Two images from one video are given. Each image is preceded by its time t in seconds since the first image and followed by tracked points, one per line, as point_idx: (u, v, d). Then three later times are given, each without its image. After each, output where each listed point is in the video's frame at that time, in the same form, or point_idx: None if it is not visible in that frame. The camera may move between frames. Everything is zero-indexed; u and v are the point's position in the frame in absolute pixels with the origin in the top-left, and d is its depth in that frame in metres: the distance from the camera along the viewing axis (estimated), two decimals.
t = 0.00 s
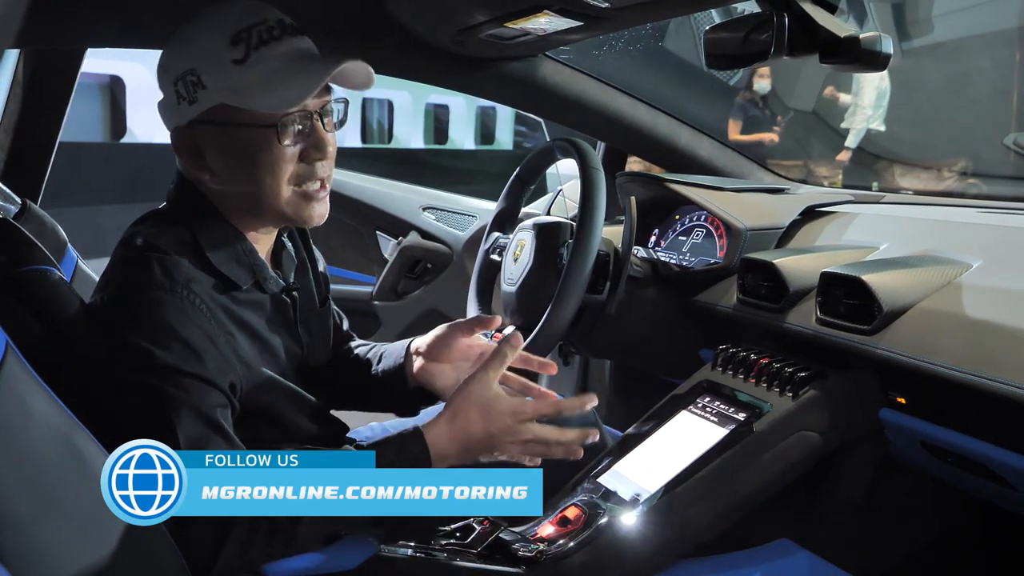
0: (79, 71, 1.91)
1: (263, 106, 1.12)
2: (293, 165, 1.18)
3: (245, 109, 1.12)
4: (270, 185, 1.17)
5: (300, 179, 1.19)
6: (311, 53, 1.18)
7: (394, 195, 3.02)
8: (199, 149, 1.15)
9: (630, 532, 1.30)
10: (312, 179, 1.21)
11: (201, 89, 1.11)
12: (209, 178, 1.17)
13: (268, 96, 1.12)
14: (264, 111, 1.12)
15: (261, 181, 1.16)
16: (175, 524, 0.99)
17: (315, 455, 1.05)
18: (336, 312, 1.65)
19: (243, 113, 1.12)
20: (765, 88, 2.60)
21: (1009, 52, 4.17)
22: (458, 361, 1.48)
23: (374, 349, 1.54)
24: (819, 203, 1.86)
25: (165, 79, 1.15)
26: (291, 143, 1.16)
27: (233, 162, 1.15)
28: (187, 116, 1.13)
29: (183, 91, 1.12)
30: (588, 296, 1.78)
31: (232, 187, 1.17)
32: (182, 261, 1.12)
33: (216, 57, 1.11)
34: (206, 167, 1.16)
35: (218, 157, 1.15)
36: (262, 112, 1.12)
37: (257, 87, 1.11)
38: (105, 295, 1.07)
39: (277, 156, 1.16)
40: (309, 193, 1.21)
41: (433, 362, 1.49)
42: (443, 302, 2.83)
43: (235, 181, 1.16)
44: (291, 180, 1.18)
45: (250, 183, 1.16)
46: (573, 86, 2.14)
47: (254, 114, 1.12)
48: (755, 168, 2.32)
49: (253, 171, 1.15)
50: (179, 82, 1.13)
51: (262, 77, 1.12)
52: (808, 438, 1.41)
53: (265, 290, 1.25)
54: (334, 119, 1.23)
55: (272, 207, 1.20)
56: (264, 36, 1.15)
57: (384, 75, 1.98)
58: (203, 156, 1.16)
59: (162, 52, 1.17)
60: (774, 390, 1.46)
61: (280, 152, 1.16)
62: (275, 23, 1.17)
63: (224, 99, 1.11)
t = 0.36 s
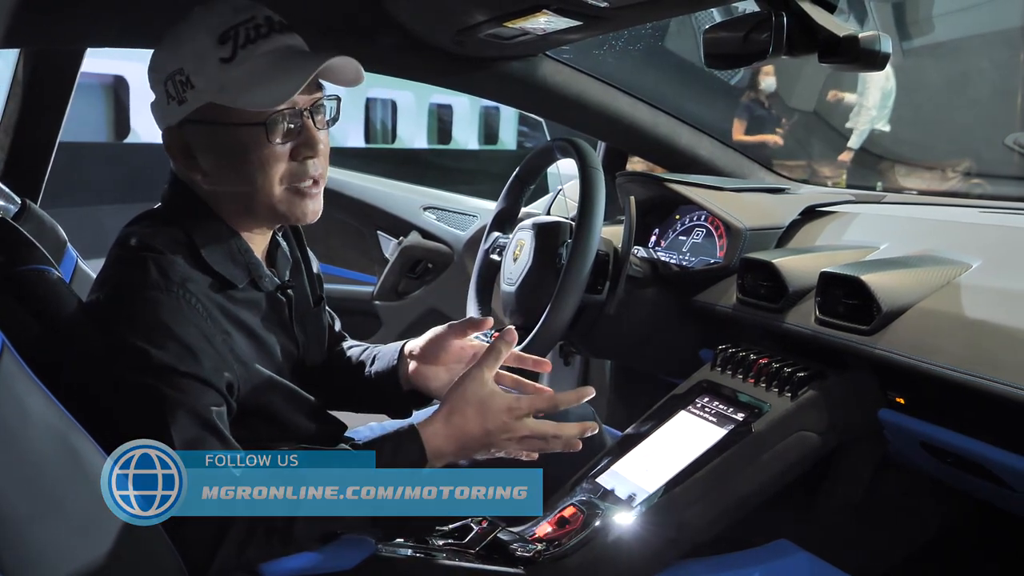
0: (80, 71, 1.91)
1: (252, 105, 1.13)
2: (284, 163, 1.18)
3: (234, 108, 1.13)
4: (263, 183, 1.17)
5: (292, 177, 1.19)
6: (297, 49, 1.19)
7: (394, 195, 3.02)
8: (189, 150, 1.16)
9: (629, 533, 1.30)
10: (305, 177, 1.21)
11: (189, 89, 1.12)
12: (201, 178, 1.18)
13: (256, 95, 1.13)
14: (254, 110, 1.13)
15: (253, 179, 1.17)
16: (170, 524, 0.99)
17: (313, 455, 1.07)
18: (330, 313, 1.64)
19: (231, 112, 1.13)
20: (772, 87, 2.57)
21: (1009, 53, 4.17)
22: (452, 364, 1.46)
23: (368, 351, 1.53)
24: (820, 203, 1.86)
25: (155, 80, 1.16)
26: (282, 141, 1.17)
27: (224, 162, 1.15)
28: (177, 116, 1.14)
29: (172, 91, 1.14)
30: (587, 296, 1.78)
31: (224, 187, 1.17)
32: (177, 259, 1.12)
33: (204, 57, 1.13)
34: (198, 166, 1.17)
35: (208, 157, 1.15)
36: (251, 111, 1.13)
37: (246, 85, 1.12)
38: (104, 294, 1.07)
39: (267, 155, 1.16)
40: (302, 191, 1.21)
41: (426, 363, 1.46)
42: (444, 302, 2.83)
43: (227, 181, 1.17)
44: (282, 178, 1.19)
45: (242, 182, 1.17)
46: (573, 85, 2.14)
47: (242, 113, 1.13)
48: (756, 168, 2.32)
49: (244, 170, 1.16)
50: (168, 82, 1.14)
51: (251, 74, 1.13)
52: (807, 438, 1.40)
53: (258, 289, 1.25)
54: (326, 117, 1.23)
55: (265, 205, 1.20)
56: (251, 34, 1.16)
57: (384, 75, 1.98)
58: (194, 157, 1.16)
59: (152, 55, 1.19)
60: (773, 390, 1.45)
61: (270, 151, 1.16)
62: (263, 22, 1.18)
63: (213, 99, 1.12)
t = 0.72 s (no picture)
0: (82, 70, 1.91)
1: (301, 129, 1.14)
2: (312, 186, 1.19)
3: (279, 129, 1.13)
4: (289, 202, 1.17)
5: (314, 199, 1.20)
6: (344, 82, 1.23)
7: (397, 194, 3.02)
8: (218, 157, 1.15)
9: (630, 532, 1.29)
10: (323, 199, 1.22)
11: (236, 101, 1.11)
12: (224, 185, 1.17)
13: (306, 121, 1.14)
14: (301, 134, 1.14)
15: (279, 197, 1.17)
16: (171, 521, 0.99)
17: (315, 456, 1.07)
18: (340, 290, 1.62)
19: (274, 131, 1.13)
20: (776, 87, 2.56)
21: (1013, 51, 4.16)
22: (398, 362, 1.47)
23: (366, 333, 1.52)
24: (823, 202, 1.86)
25: (191, 81, 1.13)
26: (316, 166, 1.18)
27: (257, 176, 1.15)
28: (216, 124, 1.12)
29: (215, 99, 1.12)
30: (589, 295, 1.78)
31: (247, 197, 1.17)
32: (177, 257, 1.11)
33: (258, 73, 1.12)
34: (225, 173, 1.16)
35: (240, 167, 1.15)
36: (298, 135, 1.14)
37: (297, 108, 1.14)
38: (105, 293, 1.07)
39: (300, 177, 1.17)
40: (319, 212, 1.22)
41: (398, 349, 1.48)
42: (447, 302, 2.83)
43: (253, 192, 1.16)
44: (308, 199, 1.19)
45: (268, 197, 1.16)
46: (576, 85, 2.14)
47: (286, 134, 1.14)
48: (759, 168, 2.29)
49: (273, 185, 1.16)
50: (210, 88, 1.12)
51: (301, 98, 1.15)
52: (810, 438, 1.40)
53: (259, 288, 1.24)
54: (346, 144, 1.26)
55: (281, 223, 1.19)
56: (301, 59, 1.18)
57: (386, 74, 1.98)
58: (222, 164, 1.16)
59: (188, 52, 1.15)
60: (776, 390, 1.45)
61: (303, 174, 1.17)
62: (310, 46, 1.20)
63: (261, 116, 1.12)
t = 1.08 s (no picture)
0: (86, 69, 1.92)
1: (297, 128, 1.13)
2: (311, 185, 1.20)
3: (275, 129, 1.13)
4: (287, 200, 1.17)
5: (314, 198, 1.21)
6: (342, 80, 1.22)
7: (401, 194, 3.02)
8: (216, 158, 1.15)
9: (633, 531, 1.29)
10: (323, 198, 1.23)
11: (232, 103, 1.11)
12: (223, 186, 1.17)
13: (303, 121, 1.14)
14: (297, 134, 1.14)
15: (277, 196, 1.17)
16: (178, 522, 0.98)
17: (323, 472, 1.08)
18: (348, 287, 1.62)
19: (271, 131, 1.13)
20: (783, 87, 2.54)
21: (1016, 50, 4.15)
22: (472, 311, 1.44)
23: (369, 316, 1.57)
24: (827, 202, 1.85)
25: (188, 82, 1.14)
26: (314, 165, 1.18)
27: (254, 176, 1.15)
28: (213, 125, 1.12)
29: (212, 101, 1.12)
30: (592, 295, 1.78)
31: (245, 197, 1.17)
32: (180, 256, 1.11)
33: (254, 73, 1.12)
34: (222, 174, 1.16)
35: (237, 168, 1.15)
36: (295, 135, 1.14)
37: (293, 108, 1.14)
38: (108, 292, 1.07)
39: (297, 177, 1.17)
40: (320, 211, 1.23)
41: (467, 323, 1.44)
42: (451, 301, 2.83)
43: (251, 193, 1.16)
44: (308, 198, 1.20)
45: (266, 197, 1.17)
46: (580, 85, 2.14)
47: (282, 134, 1.14)
48: (764, 167, 2.29)
49: (271, 185, 1.16)
50: (208, 91, 1.12)
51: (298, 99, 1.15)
52: (812, 438, 1.38)
53: (263, 287, 1.24)
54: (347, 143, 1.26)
55: (281, 221, 1.20)
56: (298, 58, 1.17)
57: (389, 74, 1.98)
58: (220, 165, 1.16)
59: (184, 53, 1.15)
60: (779, 390, 1.44)
61: (302, 173, 1.17)
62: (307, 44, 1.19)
63: (257, 117, 1.12)
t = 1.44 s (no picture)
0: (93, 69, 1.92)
1: (268, 106, 1.11)
2: (297, 165, 1.17)
3: (246, 108, 1.11)
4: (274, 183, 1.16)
5: (304, 179, 1.18)
6: (313, 52, 1.19)
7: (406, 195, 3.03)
8: (201, 151, 1.15)
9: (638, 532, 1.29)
10: (315, 179, 1.20)
11: (202, 89, 1.11)
12: (215, 180, 1.17)
13: (273, 96, 1.12)
14: (266, 110, 1.12)
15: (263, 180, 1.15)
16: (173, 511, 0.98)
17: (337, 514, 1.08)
18: (347, 304, 1.62)
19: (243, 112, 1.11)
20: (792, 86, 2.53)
21: (1023, 50, 4.12)
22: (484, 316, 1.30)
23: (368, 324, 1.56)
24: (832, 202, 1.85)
25: (169, 79, 1.15)
26: (295, 143, 1.15)
27: (235, 162, 1.14)
28: (191, 115, 1.12)
29: (186, 92, 1.12)
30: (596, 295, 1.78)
31: (235, 187, 1.17)
32: (186, 257, 1.13)
33: (217, 57, 1.11)
34: (210, 167, 1.16)
35: (220, 157, 1.14)
36: (264, 112, 1.12)
37: (261, 85, 1.11)
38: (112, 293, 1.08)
39: (279, 156, 1.15)
40: (314, 193, 1.21)
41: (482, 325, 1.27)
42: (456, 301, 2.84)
43: (241, 180, 1.16)
44: (294, 179, 1.18)
45: (254, 182, 1.16)
46: (584, 85, 2.14)
47: (254, 113, 1.11)
48: (769, 167, 2.31)
49: (257, 171, 1.15)
50: (182, 83, 1.13)
51: (265, 74, 1.12)
52: (817, 438, 1.40)
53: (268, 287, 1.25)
54: (340, 120, 1.22)
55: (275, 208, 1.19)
56: (265, 36, 1.15)
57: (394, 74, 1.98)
58: (206, 158, 1.15)
59: (166, 54, 1.17)
60: (784, 390, 1.45)
61: (282, 152, 1.15)
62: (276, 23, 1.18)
63: (226, 99, 1.11)
